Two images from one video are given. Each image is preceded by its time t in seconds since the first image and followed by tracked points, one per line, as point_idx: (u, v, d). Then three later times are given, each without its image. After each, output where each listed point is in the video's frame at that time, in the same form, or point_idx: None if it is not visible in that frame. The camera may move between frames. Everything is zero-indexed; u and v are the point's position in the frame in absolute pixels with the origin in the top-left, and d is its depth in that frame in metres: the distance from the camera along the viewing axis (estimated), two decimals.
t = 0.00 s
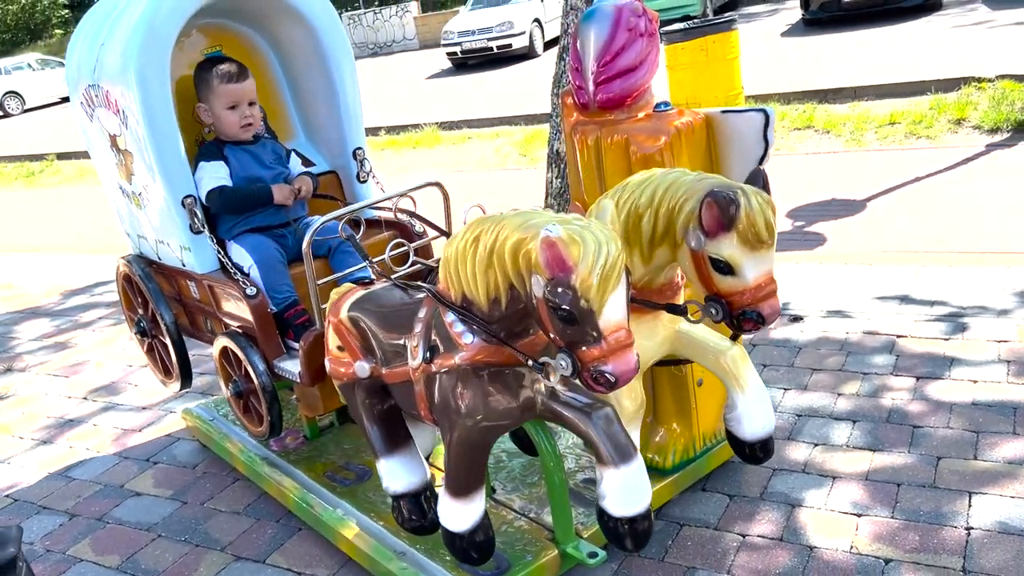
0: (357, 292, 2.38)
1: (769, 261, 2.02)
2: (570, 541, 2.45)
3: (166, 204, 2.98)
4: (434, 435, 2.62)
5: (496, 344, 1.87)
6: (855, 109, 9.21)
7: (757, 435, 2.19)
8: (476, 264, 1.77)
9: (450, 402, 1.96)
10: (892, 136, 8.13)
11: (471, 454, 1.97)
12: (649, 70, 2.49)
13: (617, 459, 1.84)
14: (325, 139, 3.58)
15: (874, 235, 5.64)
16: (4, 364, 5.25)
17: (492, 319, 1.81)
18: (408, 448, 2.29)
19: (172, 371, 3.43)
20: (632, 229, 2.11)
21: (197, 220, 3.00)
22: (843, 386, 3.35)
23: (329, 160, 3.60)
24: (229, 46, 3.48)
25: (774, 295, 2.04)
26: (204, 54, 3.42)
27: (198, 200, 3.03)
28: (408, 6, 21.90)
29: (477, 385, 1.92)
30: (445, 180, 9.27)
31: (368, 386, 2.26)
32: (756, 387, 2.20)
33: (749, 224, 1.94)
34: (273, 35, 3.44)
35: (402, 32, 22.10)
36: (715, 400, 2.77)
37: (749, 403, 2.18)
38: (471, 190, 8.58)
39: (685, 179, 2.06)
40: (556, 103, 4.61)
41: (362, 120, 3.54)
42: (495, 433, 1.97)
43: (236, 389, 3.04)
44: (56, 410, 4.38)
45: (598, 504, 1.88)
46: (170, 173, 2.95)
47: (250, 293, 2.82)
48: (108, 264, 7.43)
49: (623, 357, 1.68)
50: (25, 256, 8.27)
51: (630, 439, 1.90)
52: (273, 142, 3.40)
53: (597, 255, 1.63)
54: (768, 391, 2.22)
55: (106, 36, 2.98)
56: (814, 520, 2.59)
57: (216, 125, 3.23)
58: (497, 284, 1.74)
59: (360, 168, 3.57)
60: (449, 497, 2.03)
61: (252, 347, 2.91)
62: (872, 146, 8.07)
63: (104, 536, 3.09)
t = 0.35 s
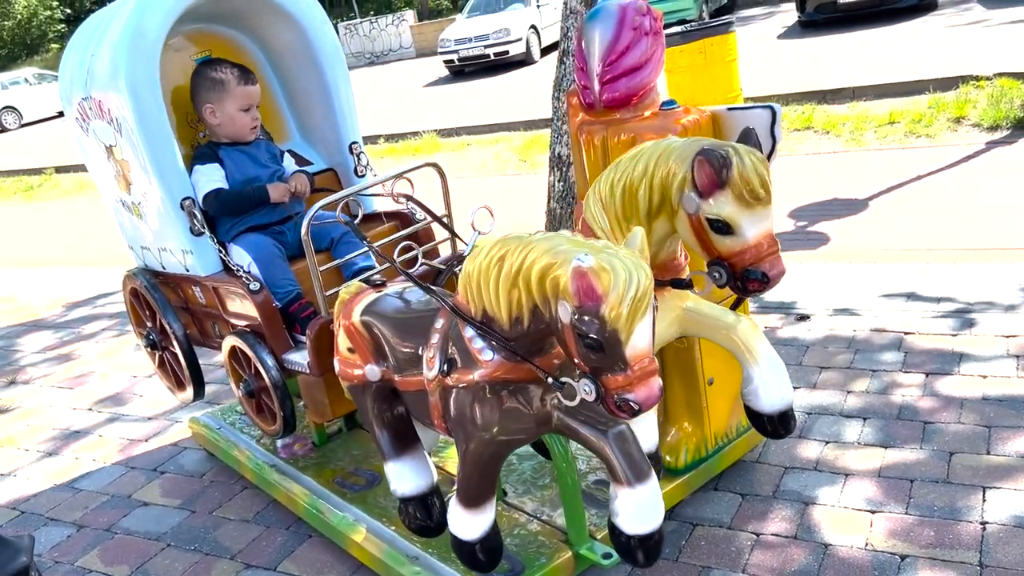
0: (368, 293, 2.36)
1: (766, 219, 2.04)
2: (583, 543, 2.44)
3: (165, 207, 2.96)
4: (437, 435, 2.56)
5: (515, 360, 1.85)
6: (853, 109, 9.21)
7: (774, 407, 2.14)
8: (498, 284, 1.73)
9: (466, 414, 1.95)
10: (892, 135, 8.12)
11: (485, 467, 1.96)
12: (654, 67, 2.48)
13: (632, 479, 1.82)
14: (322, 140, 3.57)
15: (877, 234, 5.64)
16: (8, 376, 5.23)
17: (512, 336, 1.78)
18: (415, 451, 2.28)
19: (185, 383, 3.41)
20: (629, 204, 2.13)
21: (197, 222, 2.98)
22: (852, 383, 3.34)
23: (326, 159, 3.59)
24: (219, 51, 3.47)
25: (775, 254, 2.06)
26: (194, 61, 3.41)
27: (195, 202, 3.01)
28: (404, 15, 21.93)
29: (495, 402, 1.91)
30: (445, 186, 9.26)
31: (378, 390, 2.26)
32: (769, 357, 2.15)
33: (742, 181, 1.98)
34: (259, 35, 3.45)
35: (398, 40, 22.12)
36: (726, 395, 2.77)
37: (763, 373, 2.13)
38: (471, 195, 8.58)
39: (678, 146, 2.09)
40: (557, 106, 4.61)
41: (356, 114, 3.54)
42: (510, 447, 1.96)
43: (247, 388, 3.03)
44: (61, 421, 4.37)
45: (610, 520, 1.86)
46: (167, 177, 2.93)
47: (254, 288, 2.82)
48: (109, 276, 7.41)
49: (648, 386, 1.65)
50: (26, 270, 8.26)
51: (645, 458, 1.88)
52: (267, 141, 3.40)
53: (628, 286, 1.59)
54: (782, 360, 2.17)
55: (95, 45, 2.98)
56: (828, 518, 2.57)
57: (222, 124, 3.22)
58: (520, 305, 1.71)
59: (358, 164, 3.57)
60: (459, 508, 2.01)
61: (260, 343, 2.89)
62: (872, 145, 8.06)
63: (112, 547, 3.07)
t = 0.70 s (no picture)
0: (375, 296, 2.39)
1: (755, 176, 2.05)
2: (593, 541, 2.45)
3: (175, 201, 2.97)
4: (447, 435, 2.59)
5: (524, 357, 1.86)
6: (852, 111, 9.23)
7: (785, 373, 2.15)
8: (508, 281, 1.73)
9: (477, 411, 1.97)
10: (892, 136, 8.14)
11: (496, 462, 1.96)
12: (657, 67, 2.51)
13: (643, 473, 1.82)
14: (330, 145, 3.61)
15: (879, 234, 5.65)
16: (13, 387, 5.24)
17: (522, 334, 1.79)
18: (425, 453, 2.27)
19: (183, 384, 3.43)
20: (622, 177, 2.17)
21: (203, 213, 2.99)
22: (857, 381, 3.35)
23: (335, 164, 3.62)
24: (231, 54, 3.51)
25: (767, 211, 2.06)
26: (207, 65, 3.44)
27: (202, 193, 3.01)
28: (402, 24, 21.99)
29: (506, 398, 1.92)
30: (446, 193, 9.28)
31: (388, 391, 2.28)
32: (774, 324, 2.17)
33: (727, 140, 2.00)
34: (271, 39, 3.48)
35: (396, 49, 22.16)
36: (733, 393, 2.79)
37: (770, 341, 2.15)
38: (472, 201, 8.59)
39: (661, 114, 2.13)
40: (559, 109, 4.63)
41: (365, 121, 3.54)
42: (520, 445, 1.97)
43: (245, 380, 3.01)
44: (68, 430, 4.38)
45: (622, 516, 1.86)
46: (178, 173, 2.94)
47: (257, 276, 2.84)
48: (112, 287, 7.43)
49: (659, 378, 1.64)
50: (30, 281, 8.27)
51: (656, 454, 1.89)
52: (271, 137, 3.42)
53: (637, 279, 1.59)
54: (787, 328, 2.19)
55: (113, 45, 3.01)
56: (836, 514, 2.58)
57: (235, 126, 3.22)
58: (531, 301, 1.71)
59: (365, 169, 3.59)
60: (472, 506, 2.00)
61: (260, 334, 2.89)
62: (871, 146, 8.08)
63: (123, 553, 3.08)
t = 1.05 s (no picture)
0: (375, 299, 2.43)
1: (784, 232, 2.06)
2: (600, 536, 2.47)
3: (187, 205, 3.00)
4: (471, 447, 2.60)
5: (512, 311, 1.93)
6: (851, 111, 9.26)
7: (784, 413, 2.18)
8: (481, 227, 1.85)
9: (474, 380, 1.99)
10: (891, 136, 8.16)
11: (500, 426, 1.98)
12: (659, 68, 2.54)
13: (646, 411, 1.84)
14: (340, 152, 3.64)
15: (879, 232, 5.67)
16: (18, 393, 5.27)
17: (505, 285, 1.89)
18: (443, 450, 2.30)
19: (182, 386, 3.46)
20: (649, 210, 2.19)
21: (215, 217, 3.02)
22: (859, 377, 3.37)
23: (347, 174, 3.66)
24: (248, 58, 3.55)
25: (792, 266, 2.08)
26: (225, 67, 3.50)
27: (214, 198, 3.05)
28: (401, 29, 22.03)
29: (500, 356, 1.95)
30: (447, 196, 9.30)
31: (396, 390, 2.29)
32: (781, 363, 2.19)
33: (762, 195, 2.00)
34: (288, 45, 3.51)
35: (395, 54, 22.18)
36: (736, 390, 2.82)
37: (772, 380, 2.18)
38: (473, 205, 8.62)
39: (698, 155, 2.13)
40: (559, 111, 4.66)
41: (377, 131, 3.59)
42: (521, 405, 1.98)
43: (247, 387, 3.06)
44: (75, 434, 4.41)
45: (632, 462, 1.89)
46: (193, 178, 2.97)
47: (266, 283, 2.83)
48: (115, 293, 7.45)
49: (634, 294, 1.73)
50: (32, 289, 8.30)
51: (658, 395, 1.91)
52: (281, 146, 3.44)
53: (595, 193, 1.71)
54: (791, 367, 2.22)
55: (134, 46, 3.03)
56: (840, 509, 2.60)
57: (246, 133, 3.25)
58: (505, 243, 1.82)
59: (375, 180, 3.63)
60: (487, 478, 2.03)
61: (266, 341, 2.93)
62: (870, 146, 8.10)
63: (131, 555, 3.10)
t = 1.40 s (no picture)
0: (387, 296, 2.44)
1: (795, 251, 2.08)
2: (605, 534, 2.49)
3: (198, 220, 3.03)
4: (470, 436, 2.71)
5: (530, 329, 1.94)
6: (849, 112, 9.30)
7: (785, 422, 2.22)
8: (505, 249, 1.85)
9: (488, 391, 2.02)
10: (889, 137, 8.20)
11: (511, 441, 2.01)
12: (661, 68, 2.56)
13: (654, 434, 1.86)
14: (346, 156, 3.67)
15: (879, 232, 5.71)
16: (24, 398, 5.29)
17: (525, 305, 1.90)
18: (446, 448, 2.33)
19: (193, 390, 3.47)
20: (662, 224, 2.20)
21: (225, 233, 3.05)
22: (861, 375, 3.40)
23: (352, 179, 3.70)
24: (253, 69, 3.57)
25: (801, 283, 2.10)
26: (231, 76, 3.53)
27: (225, 213, 3.07)
28: (400, 35, 22.11)
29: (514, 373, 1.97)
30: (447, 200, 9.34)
31: (403, 387, 2.32)
32: (783, 374, 2.23)
33: (775, 215, 2.01)
34: (293, 51, 3.53)
35: (394, 60, 22.22)
36: (740, 387, 2.84)
37: (773, 391, 2.21)
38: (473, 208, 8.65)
39: (715, 172, 2.15)
40: (560, 114, 4.70)
41: (383, 133, 3.62)
42: (532, 418, 2.00)
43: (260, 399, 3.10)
44: (81, 437, 4.43)
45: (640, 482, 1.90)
46: (201, 189, 3.00)
47: (279, 302, 2.88)
48: (118, 299, 7.47)
49: (654, 329, 1.74)
50: (35, 295, 8.33)
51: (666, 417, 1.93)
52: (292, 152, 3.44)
53: (625, 229, 1.71)
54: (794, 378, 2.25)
55: (141, 56, 3.06)
56: (844, 504, 2.62)
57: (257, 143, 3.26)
58: (528, 266, 1.82)
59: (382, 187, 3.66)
60: (493, 486, 2.07)
61: (279, 356, 2.96)
62: (869, 147, 8.14)
63: (140, 556, 3.12)
